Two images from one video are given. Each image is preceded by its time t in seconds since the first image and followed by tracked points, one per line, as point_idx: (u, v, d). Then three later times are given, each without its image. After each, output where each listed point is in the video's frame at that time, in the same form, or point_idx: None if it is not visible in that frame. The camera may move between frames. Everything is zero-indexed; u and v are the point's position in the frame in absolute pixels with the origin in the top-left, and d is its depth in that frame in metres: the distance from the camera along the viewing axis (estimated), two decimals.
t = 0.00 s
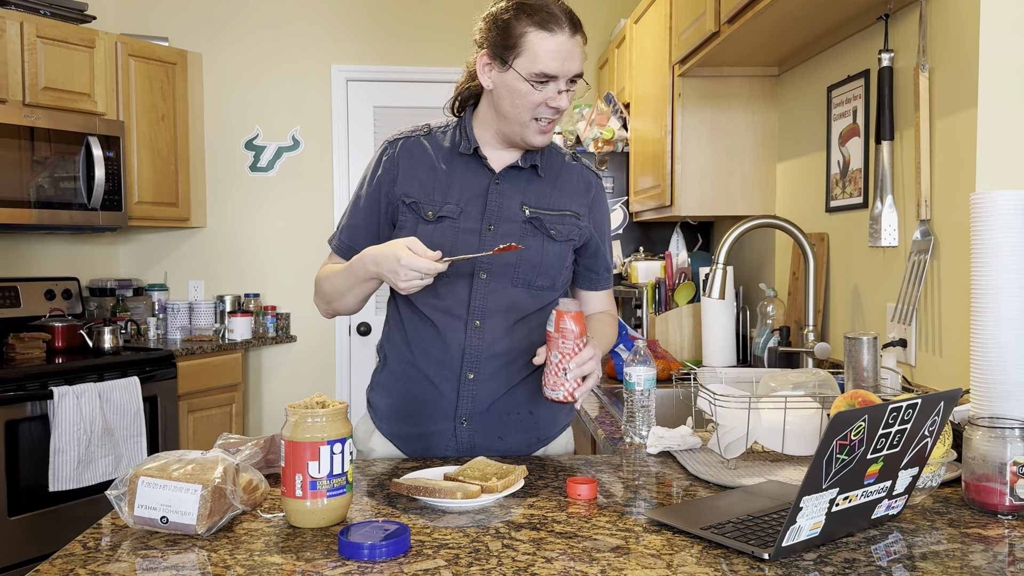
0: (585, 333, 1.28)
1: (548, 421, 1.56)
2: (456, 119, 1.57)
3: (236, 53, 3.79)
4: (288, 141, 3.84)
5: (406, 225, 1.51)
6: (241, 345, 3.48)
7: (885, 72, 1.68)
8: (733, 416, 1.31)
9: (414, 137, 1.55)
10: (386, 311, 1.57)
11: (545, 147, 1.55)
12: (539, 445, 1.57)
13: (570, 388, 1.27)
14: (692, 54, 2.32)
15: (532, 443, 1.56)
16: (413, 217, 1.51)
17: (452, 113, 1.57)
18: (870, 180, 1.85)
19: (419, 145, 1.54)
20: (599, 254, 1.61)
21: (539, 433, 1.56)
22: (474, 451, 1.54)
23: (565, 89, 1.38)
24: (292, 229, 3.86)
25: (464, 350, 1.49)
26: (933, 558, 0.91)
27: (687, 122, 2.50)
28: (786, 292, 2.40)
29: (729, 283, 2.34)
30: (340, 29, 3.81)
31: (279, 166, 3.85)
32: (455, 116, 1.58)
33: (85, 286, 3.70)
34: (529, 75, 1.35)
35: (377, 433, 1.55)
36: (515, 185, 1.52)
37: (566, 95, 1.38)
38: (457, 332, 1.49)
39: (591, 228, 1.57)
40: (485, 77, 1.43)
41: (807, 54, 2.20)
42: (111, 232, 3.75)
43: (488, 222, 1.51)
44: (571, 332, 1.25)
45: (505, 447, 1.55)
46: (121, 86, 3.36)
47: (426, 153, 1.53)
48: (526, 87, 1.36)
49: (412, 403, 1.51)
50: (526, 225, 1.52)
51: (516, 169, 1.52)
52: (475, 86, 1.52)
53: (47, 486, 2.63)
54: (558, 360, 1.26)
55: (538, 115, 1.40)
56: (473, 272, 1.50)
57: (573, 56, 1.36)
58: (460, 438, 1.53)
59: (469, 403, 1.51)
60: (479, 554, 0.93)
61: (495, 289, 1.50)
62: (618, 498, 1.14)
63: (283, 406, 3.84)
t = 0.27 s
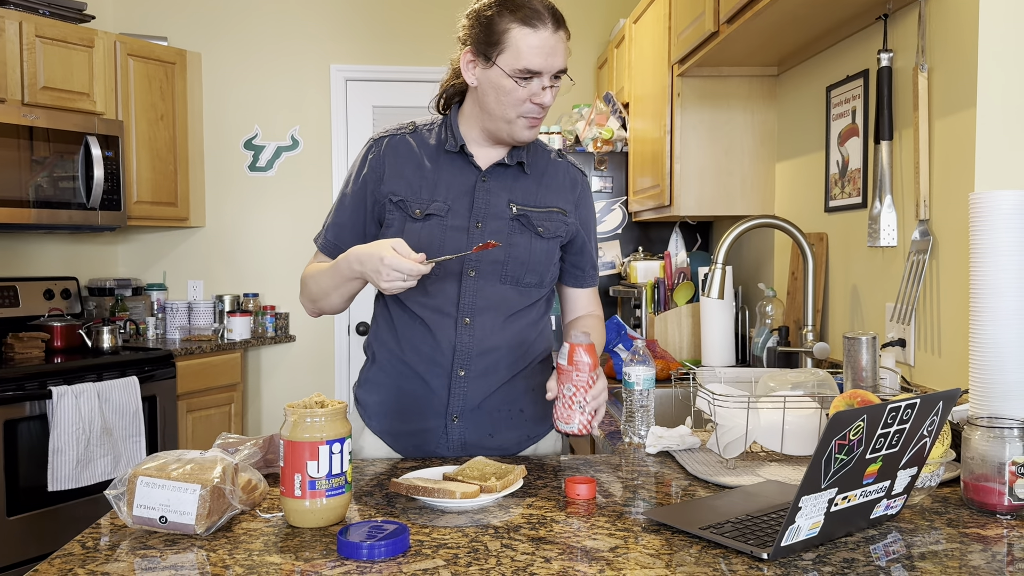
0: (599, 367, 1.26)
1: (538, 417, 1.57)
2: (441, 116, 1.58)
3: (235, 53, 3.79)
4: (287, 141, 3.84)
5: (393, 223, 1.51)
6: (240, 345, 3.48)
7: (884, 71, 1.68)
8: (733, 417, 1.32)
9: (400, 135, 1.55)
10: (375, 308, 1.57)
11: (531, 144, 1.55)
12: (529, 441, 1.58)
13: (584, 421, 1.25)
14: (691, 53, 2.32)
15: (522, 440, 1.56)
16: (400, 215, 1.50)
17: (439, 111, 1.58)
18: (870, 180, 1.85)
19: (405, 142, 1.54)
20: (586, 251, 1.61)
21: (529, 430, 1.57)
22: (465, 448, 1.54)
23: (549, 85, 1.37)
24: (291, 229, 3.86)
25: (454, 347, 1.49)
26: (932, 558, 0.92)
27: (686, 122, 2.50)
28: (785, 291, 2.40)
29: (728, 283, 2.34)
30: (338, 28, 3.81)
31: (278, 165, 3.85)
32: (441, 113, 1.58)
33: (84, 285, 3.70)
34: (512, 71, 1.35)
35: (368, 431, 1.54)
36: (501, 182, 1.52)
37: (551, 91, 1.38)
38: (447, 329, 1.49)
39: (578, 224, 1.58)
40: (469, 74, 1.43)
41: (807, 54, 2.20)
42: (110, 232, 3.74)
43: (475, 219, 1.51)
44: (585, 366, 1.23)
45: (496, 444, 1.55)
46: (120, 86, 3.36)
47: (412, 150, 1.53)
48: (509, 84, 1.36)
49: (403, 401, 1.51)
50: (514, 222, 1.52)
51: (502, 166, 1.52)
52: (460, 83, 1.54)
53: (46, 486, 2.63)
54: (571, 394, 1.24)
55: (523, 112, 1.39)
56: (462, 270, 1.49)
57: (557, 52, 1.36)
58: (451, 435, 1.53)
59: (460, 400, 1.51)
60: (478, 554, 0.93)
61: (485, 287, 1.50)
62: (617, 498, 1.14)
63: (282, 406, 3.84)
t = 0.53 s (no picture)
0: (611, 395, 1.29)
1: (528, 416, 1.57)
2: (427, 117, 1.56)
3: (234, 53, 3.78)
4: (286, 141, 3.84)
5: (381, 224, 1.50)
6: (239, 345, 3.48)
7: (884, 71, 1.68)
8: (732, 417, 1.32)
9: (386, 135, 1.54)
10: (364, 308, 1.56)
11: (516, 143, 1.56)
12: (519, 440, 1.58)
13: (601, 450, 1.28)
14: (690, 53, 2.31)
15: (512, 439, 1.56)
16: (388, 215, 1.50)
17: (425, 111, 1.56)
18: (869, 180, 1.85)
19: (391, 143, 1.53)
20: (572, 249, 1.62)
21: (519, 429, 1.57)
22: (457, 447, 1.53)
23: (531, 83, 1.37)
24: (290, 229, 3.86)
25: (445, 346, 1.49)
26: (931, 557, 0.92)
27: (685, 122, 2.50)
28: (785, 292, 2.40)
29: (727, 283, 2.34)
30: (337, 28, 3.81)
31: (277, 165, 3.85)
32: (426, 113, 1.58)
33: (83, 285, 3.69)
34: (494, 70, 1.35)
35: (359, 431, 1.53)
36: (488, 181, 1.52)
37: (533, 89, 1.37)
38: (438, 328, 1.49)
39: (565, 223, 1.58)
40: (452, 73, 1.43)
41: (806, 54, 2.20)
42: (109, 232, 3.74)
43: (464, 219, 1.51)
44: (598, 394, 1.26)
45: (486, 443, 1.55)
46: (119, 86, 3.36)
47: (398, 150, 1.52)
48: (491, 82, 1.36)
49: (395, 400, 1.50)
50: (501, 221, 1.52)
51: (489, 166, 1.53)
52: (445, 83, 1.53)
53: (46, 486, 2.63)
54: (587, 423, 1.27)
55: (506, 110, 1.39)
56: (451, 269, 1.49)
57: (539, 50, 1.36)
58: (442, 434, 1.52)
59: (451, 399, 1.51)
60: (477, 553, 0.93)
61: (474, 286, 1.50)
62: (616, 497, 1.15)
63: (281, 406, 3.84)
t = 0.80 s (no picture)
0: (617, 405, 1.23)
1: (518, 415, 1.58)
2: (414, 116, 1.56)
3: (233, 52, 3.78)
4: (285, 141, 3.84)
5: (370, 224, 1.49)
6: (239, 345, 3.47)
7: (884, 71, 1.68)
8: (731, 418, 1.31)
9: (373, 135, 1.53)
10: (352, 307, 1.55)
11: (504, 142, 1.56)
12: (509, 440, 1.58)
13: (608, 460, 1.22)
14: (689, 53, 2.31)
15: (502, 438, 1.57)
16: (378, 216, 1.49)
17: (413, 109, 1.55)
18: (868, 180, 1.85)
19: (379, 142, 1.52)
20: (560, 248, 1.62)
21: (509, 428, 1.57)
22: (447, 446, 1.53)
23: (516, 81, 1.36)
24: (289, 229, 3.86)
25: (436, 346, 1.49)
26: (930, 558, 0.92)
27: (685, 122, 2.50)
28: (784, 292, 2.40)
29: (726, 283, 2.34)
30: (336, 28, 3.81)
31: (276, 165, 3.85)
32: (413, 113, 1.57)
33: (82, 285, 3.69)
34: (478, 69, 1.35)
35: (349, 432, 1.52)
36: (477, 181, 1.52)
37: (518, 87, 1.37)
38: (429, 328, 1.49)
39: (553, 222, 1.59)
40: (436, 73, 1.43)
41: (806, 54, 2.20)
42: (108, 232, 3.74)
43: (453, 219, 1.50)
44: (605, 404, 1.21)
45: (477, 442, 1.55)
46: (118, 85, 3.35)
47: (386, 150, 1.52)
48: (476, 81, 1.36)
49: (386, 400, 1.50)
50: (491, 221, 1.52)
51: (477, 165, 1.52)
52: (431, 82, 1.53)
53: (44, 486, 2.63)
54: (593, 434, 1.21)
55: (492, 109, 1.38)
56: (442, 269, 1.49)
57: (523, 48, 1.35)
58: (433, 434, 1.52)
59: (442, 399, 1.50)
60: (476, 554, 0.93)
61: (464, 286, 1.50)
62: (615, 498, 1.14)
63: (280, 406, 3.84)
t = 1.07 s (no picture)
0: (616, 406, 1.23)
1: (510, 414, 1.58)
2: (402, 116, 1.55)
3: (232, 52, 3.78)
4: (284, 140, 3.84)
5: (362, 225, 1.48)
6: (238, 345, 3.47)
7: (883, 71, 1.68)
8: (730, 417, 1.32)
9: (362, 135, 1.51)
10: (343, 308, 1.53)
11: (493, 141, 1.56)
12: (503, 439, 1.58)
13: (607, 460, 1.22)
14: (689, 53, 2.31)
15: (496, 438, 1.56)
16: (369, 217, 1.48)
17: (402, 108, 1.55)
18: (868, 180, 1.85)
19: (368, 143, 1.50)
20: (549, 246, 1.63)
21: (502, 428, 1.57)
22: (441, 447, 1.53)
23: (502, 83, 1.36)
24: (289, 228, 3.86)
25: (431, 346, 1.49)
26: (929, 558, 0.92)
27: (684, 122, 2.50)
28: (783, 292, 2.40)
29: (725, 283, 2.34)
30: (336, 28, 3.81)
31: (276, 165, 3.85)
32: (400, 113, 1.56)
33: (82, 285, 3.69)
34: (464, 70, 1.35)
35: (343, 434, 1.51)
36: (468, 180, 1.52)
37: (504, 89, 1.36)
38: (423, 328, 1.48)
39: (542, 220, 1.59)
40: (424, 74, 1.43)
41: (805, 54, 2.20)
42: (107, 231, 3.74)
43: (445, 219, 1.50)
44: (603, 405, 1.20)
45: (471, 442, 1.55)
46: (117, 85, 3.35)
47: (375, 150, 1.50)
48: (462, 82, 1.36)
49: (380, 401, 1.49)
50: (482, 220, 1.52)
51: (467, 165, 1.52)
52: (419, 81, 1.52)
53: (44, 486, 2.63)
54: (592, 435, 1.21)
55: (478, 111, 1.38)
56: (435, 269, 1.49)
57: (509, 50, 1.35)
58: (427, 435, 1.52)
59: (437, 399, 1.50)
60: (475, 554, 0.93)
61: (457, 286, 1.50)
62: (615, 497, 1.15)
63: (280, 406, 3.84)
